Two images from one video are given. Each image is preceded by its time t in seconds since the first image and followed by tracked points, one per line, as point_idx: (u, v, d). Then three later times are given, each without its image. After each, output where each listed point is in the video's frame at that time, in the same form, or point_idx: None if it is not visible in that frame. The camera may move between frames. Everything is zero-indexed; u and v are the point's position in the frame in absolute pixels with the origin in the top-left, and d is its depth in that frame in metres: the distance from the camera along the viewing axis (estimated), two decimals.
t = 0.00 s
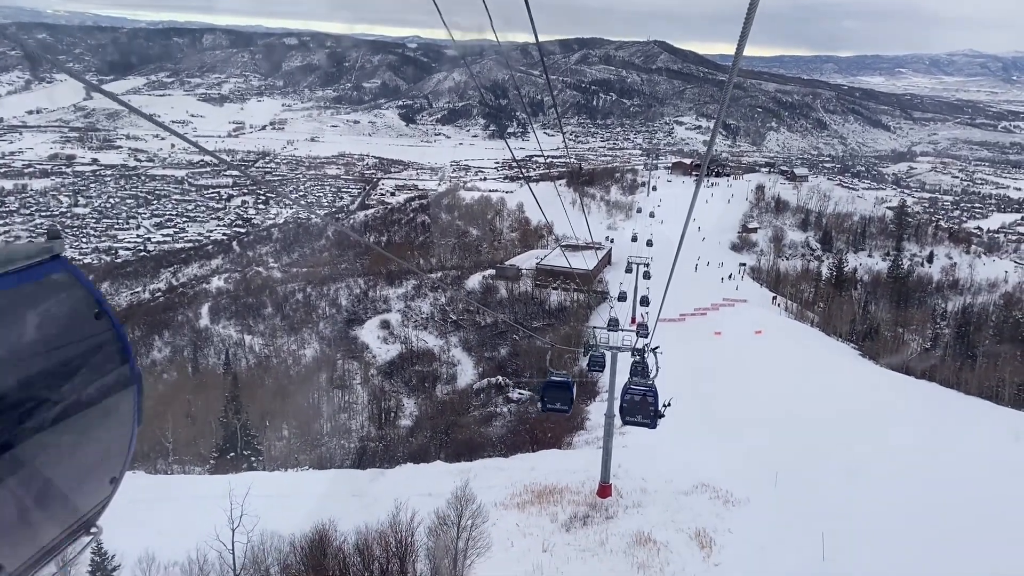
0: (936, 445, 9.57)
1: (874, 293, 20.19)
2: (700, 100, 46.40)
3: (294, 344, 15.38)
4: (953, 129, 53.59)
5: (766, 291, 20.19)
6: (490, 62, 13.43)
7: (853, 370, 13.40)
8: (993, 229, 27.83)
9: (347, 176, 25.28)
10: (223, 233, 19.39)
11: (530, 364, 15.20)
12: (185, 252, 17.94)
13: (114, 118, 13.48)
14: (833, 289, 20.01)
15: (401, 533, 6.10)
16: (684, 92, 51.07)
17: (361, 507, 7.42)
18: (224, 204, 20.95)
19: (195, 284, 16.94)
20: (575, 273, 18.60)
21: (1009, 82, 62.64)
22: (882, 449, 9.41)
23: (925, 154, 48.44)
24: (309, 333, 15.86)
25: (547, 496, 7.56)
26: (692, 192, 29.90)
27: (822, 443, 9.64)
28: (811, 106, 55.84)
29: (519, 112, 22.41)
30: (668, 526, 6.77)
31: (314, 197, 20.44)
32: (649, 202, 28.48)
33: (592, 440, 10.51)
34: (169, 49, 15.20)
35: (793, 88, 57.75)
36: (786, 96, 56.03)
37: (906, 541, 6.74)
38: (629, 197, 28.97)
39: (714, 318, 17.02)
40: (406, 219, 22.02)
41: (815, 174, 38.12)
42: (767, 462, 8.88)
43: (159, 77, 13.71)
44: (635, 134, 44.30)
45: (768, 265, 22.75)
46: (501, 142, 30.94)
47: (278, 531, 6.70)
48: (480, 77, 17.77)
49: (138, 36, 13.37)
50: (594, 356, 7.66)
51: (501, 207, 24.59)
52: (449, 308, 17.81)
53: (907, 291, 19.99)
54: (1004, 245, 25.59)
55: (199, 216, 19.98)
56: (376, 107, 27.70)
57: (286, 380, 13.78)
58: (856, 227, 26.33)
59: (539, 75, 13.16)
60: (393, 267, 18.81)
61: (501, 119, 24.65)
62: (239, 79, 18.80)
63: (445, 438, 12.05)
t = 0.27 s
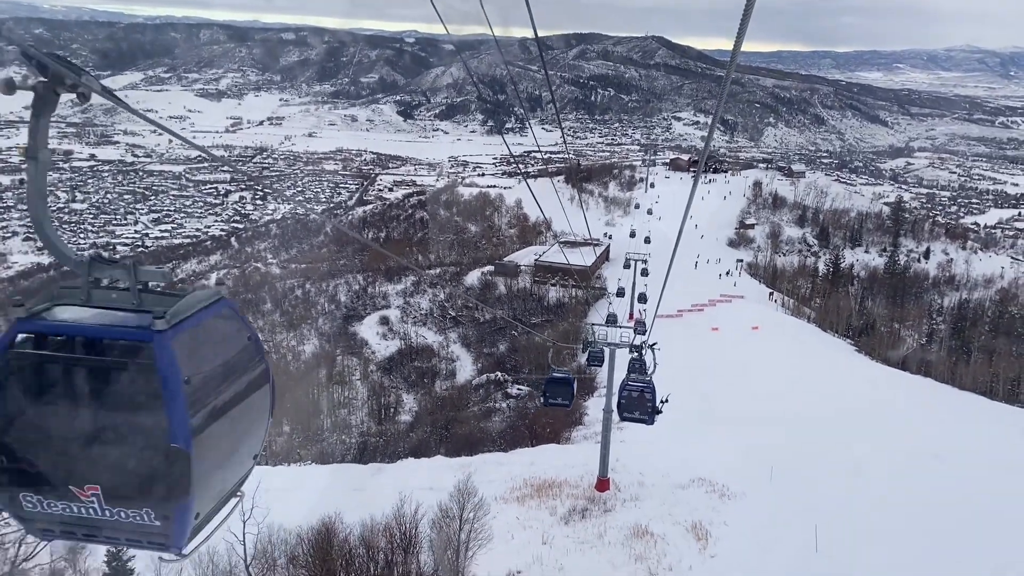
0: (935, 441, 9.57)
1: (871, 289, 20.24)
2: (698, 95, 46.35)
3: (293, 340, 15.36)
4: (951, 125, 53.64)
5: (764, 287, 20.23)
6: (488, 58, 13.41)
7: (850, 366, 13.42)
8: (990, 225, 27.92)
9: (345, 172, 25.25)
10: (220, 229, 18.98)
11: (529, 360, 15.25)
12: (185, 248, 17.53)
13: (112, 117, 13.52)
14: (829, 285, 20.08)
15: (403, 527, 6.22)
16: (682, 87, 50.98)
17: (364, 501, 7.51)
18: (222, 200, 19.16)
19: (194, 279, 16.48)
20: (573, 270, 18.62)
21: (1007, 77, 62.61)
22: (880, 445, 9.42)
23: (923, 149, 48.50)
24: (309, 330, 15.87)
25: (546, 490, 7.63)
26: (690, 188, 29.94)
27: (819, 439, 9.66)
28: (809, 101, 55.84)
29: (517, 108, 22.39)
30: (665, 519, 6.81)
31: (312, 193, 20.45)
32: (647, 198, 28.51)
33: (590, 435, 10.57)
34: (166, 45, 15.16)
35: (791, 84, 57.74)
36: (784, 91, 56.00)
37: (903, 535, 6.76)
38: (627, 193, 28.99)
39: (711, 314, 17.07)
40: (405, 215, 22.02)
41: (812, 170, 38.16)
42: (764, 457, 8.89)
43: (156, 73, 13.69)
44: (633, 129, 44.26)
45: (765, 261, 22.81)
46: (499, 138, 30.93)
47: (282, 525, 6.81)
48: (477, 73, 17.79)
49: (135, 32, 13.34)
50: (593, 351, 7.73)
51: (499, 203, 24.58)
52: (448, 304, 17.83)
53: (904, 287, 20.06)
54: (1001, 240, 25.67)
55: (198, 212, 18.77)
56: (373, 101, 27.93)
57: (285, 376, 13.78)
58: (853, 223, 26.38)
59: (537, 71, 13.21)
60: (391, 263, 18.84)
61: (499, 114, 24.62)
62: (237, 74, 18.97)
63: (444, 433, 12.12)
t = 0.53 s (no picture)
0: (933, 436, 9.56)
1: (867, 285, 20.30)
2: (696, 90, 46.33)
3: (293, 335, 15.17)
4: (948, 120, 53.66)
5: (761, 283, 20.27)
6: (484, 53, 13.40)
7: (846, 362, 13.47)
8: (986, 220, 27.97)
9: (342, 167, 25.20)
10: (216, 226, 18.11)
11: (527, 355, 15.30)
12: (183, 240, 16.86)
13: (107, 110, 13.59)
14: (826, 281, 20.13)
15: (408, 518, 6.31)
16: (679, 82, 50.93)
17: (369, 494, 7.65)
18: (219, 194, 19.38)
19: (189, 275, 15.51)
20: (571, 266, 18.61)
21: (1005, 72, 62.61)
22: (878, 440, 9.43)
23: (920, 144, 48.53)
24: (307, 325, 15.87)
25: (546, 484, 7.72)
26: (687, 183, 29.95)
27: (815, 433, 9.70)
28: (806, 96, 55.81)
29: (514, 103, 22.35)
30: (662, 512, 6.86)
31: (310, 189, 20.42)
32: (645, 193, 28.52)
33: (588, 430, 10.61)
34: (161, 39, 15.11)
35: (789, 79, 57.70)
36: (781, 86, 55.96)
37: (899, 527, 6.78)
38: (625, 188, 29.01)
39: (708, 309, 17.12)
40: (403, 211, 22.00)
41: (810, 165, 38.17)
42: (760, 451, 8.93)
43: (152, 67, 13.65)
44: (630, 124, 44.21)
45: (762, 256, 22.85)
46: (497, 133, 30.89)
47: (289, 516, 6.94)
48: (474, 67, 17.78)
49: (130, 26, 13.30)
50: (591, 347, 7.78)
51: (497, 199, 24.57)
52: (446, 299, 17.84)
53: (900, 282, 20.11)
54: (998, 235, 25.72)
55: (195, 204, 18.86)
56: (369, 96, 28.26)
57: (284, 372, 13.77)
58: (850, 219, 26.44)
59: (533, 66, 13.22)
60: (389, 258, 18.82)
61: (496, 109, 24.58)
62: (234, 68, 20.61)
63: (444, 428, 12.19)
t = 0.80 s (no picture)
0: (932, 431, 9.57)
1: (863, 280, 20.37)
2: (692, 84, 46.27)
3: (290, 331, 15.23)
4: (945, 114, 53.69)
5: (757, 278, 20.32)
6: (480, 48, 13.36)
7: (843, 356, 13.50)
8: (982, 214, 28.03)
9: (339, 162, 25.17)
10: (213, 220, 18.03)
11: (525, 350, 15.36)
12: (180, 238, 17.32)
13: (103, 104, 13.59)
14: (822, 276, 20.20)
15: (411, 512, 6.34)
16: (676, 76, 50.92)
17: (371, 488, 7.73)
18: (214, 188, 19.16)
19: (188, 272, 16.23)
20: (568, 261, 18.61)
21: (1001, 66, 62.68)
22: (875, 434, 9.44)
23: (917, 139, 48.57)
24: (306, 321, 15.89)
25: (545, 477, 7.79)
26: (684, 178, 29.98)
27: (813, 427, 9.73)
28: (803, 91, 55.82)
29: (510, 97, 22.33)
30: (659, 505, 6.90)
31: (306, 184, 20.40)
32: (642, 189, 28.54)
33: (586, 424, 10.66)
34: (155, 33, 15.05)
35: (786, 73, 57.67)
36: (778, 80, 55.92)
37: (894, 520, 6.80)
38: (622, 184, 29.03)
39: (705, 304, 17.17)
40: (400, 206, 21.98)
41: (806, 160, 38.20)
42: (758, 445, 8.95)
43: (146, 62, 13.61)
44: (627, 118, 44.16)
45: (758, 252, 22.91)
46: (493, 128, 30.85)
47: (290, 509, 7.06)
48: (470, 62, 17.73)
49: (124, 20, 13.25)
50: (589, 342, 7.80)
51: (494, 194, 24.57)
52: (444, 295, 17.87)
53: (896, 276, 20.18)
54: (993, 229, 25.79)
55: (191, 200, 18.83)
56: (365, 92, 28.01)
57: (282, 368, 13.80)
58: (846, 214, 26.51)
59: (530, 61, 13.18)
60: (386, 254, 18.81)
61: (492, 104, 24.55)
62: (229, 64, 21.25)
63: (443, 424, 12.23)
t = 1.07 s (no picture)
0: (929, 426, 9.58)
1: (858, 275, 20.45)
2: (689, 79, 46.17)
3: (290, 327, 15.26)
4: (941, 109, 53.76)
5: (754, 274, 20.39)
6: (476, 43, 13.34)
7: (836, 352, 13.58)
8: (978, 209, 28.10)
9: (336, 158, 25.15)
10: (210, 218, 18.60)
11: (524, 346, 15.41)
12: (179, 236, 17.61)
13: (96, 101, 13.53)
14: (818, 272, 20.26)
15: (414, 506, 6.35)
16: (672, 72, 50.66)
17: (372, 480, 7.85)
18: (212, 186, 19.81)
19: (186, 268, 16.41)
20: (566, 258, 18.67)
21: (997, 61, 62.71)
22: (872, 429, 9.47)
23: (913, 134, 48.63)
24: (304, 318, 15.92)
25: (543, 471, 7.88)
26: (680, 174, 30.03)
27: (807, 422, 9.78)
28: (799, 86, 55.79)
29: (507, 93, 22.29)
30: (655, 498, 6.96)
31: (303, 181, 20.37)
32: (639, 185, 28.57)
33: (583, 419, 10.74)
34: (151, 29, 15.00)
35: (782, 68, 57.64)
36: (774, 76, 55.87)
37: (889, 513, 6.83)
38: (619, 180, 29.05)
39: (701, 300, 17.25)
40: (397, 203, 21.98)
41: (803, 155, 38.23)
42: (752, 440, 8.99)
43: (142, 58, 13.55)
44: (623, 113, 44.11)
45: (754, 248, 22.97)
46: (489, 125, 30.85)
47: (296, 504, 7.17)
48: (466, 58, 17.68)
49: (120, 16, 13.20)
50: (586, 339, 7.83)
51: (492, 191, 24.57)
52: (442, 292, 17.89)
53: (891, 272, 20.25)
54: (989, 225, 25.84)
55: (189, 199, 19.31)
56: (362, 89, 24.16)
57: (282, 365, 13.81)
58: (842, 210, 26.58)
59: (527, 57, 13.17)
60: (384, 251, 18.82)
61: (489, 100, 24.48)
62: (224, 60, 20.27)
63: (443, 420, 12.29)
